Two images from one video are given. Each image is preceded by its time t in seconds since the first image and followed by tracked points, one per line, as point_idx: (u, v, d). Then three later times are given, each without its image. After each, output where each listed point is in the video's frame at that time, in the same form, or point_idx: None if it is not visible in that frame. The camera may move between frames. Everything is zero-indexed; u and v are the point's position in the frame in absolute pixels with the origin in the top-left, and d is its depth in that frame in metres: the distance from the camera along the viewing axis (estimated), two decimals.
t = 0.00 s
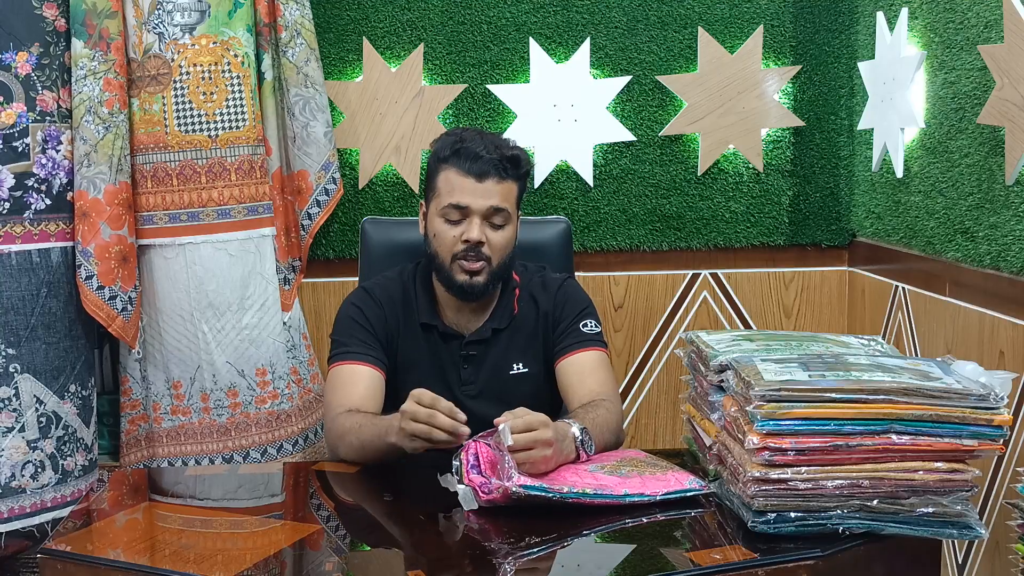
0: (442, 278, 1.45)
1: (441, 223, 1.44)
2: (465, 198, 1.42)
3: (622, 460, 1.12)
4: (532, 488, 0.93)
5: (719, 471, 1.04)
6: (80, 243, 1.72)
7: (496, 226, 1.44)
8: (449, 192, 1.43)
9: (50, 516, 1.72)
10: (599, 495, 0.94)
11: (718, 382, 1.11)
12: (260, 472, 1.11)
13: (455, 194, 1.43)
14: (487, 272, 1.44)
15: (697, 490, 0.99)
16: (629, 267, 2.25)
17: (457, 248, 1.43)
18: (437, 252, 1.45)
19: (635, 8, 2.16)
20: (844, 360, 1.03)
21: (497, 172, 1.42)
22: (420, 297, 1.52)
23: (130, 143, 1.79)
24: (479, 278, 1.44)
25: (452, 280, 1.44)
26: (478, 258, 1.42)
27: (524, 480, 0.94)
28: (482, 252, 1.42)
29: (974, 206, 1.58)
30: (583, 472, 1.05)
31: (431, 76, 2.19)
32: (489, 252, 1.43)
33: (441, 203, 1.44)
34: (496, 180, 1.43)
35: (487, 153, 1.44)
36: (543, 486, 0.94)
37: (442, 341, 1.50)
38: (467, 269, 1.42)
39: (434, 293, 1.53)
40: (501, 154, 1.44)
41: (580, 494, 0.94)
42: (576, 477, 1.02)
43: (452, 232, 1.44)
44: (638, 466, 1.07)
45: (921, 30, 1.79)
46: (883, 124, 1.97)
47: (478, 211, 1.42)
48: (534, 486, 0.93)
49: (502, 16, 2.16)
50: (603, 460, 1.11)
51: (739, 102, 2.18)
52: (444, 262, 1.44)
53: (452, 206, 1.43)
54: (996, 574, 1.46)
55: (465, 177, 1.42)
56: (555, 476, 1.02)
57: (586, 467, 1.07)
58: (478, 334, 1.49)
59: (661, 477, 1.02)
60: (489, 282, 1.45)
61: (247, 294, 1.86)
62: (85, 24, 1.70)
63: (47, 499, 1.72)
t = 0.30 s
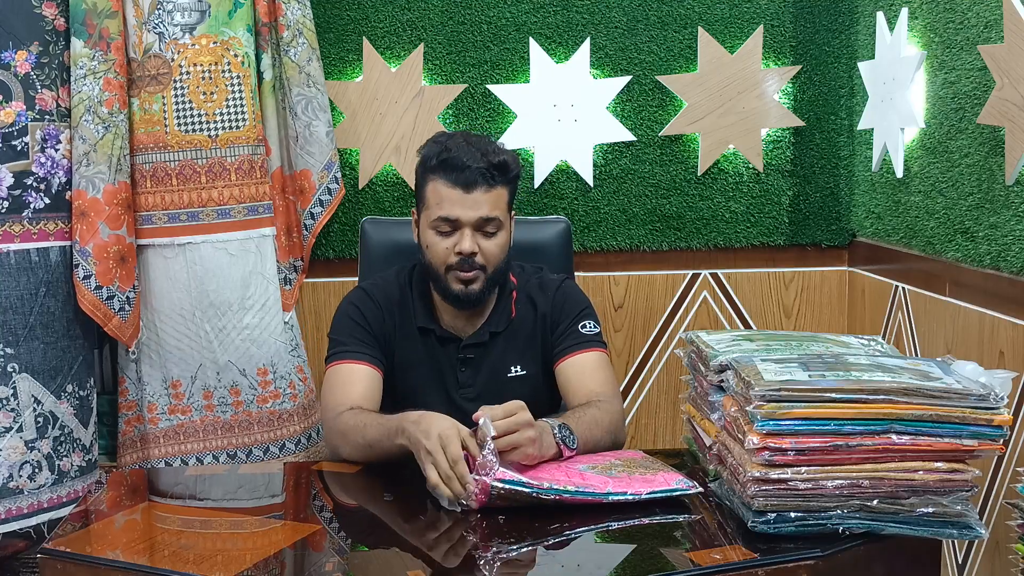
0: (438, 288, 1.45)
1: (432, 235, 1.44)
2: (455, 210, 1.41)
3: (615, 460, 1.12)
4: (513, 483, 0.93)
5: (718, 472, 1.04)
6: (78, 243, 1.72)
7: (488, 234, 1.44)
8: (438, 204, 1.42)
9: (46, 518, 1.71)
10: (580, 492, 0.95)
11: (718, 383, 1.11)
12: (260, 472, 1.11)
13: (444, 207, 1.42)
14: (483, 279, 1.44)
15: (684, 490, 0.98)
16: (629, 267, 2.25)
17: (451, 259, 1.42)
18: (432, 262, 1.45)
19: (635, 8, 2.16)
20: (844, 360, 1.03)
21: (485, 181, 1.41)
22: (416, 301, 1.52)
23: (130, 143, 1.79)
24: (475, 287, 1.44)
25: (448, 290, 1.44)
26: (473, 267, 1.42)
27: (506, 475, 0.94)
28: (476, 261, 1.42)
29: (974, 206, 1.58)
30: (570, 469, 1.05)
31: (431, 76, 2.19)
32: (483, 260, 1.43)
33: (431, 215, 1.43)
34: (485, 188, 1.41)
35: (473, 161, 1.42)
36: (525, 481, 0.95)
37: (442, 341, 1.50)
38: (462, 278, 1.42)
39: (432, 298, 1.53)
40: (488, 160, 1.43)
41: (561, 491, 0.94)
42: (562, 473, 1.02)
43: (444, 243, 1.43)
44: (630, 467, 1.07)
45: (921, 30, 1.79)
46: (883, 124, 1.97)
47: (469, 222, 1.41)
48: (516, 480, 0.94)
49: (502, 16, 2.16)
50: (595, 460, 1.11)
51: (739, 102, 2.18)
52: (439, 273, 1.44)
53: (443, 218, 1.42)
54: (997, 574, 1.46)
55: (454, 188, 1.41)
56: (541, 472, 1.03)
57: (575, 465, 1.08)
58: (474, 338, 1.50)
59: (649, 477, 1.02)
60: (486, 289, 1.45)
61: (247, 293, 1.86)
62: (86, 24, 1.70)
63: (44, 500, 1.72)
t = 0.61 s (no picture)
0: (438, 294, 1.45)
1: (427, 241, 1.43)
2: (447, 215, 1.41)
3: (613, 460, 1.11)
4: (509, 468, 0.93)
5: (718, 472, 1.04)
6: (79, 241, 1.72)
7: (483, 235, 1.43)
8: (430, 211, 1.42)
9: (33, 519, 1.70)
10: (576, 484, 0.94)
11: (718, 383, 1.11)
12: (260, 472, 1.11)
13: (437, 213, 1.41)
14: (482, 283, 1.44)
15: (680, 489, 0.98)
16: (629, 267, 2.25)
17: (448, 265, 1.42)
18: (429, 270, 1.44)
19: (635, 8, 2.16)
20: (844, 360, 1.03)
21: (474, 182, 1.41)
22: (414, 304, 1.52)
23: (130, 143, 1.79)
24: (475, 291, 1.44)
25: (448, 297, 1.44)
26: (471, 271, 1.42)
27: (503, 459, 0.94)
28: (474, 264, 1.42)
29: (973, 206, 1.58)
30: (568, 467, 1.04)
31: (431, 76, 2.19)
32: (480, 264, 1.43)
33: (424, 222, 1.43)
34: (476, 190, 1.41)
35: (460, 164, 1.42)
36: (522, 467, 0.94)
37: (442, 341, 1.50)
38: (461, 284, 1.42)
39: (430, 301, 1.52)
40: (476, 161, 1.43)
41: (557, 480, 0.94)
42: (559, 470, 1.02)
43: (440, 249, 1.43)
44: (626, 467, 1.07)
45: (921, 30, 1.79)
46: (883, 124, 1.97)
47: (463, 226, 1.41)
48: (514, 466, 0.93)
49: (502, 16, 2.16)
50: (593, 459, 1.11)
51: (739, 102, 2.18)
52: (438, 280, 1.44)
53: (436, 224, 1.42)
54: (997, 574, 1.47)
55: (444, 193, 1.41)
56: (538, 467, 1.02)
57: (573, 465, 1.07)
58: (473, 341, 1.49)
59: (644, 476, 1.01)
60: (486, 292, 1.45)
61: (249, 293, 1.85)
62: (85, 23, 1.71)
63: (32, 501, 1.71)
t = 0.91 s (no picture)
0: (433, 292, 1.45)
1: (414, 241, 1.44)
2: (427, 210, 1.42)
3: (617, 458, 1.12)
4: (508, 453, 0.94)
5: (718, 472, 1.04)
6: (75, 242, 1.72)
7: (466, 227, 1.44)
8: (412, 209, 1.43)
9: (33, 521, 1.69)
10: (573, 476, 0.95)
11: (718, 383, 1.11)
12: (260, 472, 1.11)
13: (419, 210, 1.42)
14: (471, 273, 1.43)
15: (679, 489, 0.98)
16: (629, 267, 2.25)
17: (436, 260, 1.42)
18: (421, 268, 1.45)
19: (635, 8, 2.16)
20: (844, 360, 1.03)
21: (449, 174, 1.42)
22: (413, 304, 1.53)
23: (129, 143, 1.79)
24: (466, 281, 1.43)
25: (441, 292, 1.44)
26: (459, 262, 1.42)
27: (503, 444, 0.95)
28: (460, 256, 1.42)
29: (974, 206, 1.58)
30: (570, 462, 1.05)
31: (432, 76, 2.19)
32: (467, 254, 1.43)
33: (408, 222, 1.44)
34: (454, 181, 1.42)
35: (435, 158, 1.42)
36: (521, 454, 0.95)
37: (442, 341, 1.50)
38: (452, 277, 1.42)
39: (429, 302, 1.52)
40: (450, 153, 1.43)
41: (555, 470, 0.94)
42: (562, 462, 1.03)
43: (426, 246, 1.44)
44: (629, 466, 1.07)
45: (921, 30, 1.79)
46: (883, 124, 1.97)
47: (444, 219, 1.42)
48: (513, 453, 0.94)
49: (502, 16, 2.16)
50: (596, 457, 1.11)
51: (739, 102, 2.18)
52: (430, 277, 1.44)
53: (418, 221, 1.43)
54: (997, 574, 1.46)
55: (421, 189, 1.42)
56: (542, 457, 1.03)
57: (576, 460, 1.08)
58: (473, 341, 1.49)
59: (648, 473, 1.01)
60: (477, 284, 1.45)
61: (252, 293, 1.85)
62: (86, 22, 1.71)
63: (32, 502, 1.70)
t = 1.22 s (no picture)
0: (419, 282, 1.46)
1: (393, 234, 1.47)
2: (398, 199, 1.45)
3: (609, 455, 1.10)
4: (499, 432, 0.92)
5: (718, 472, 1.04)
6: (82, 242, 1.72)
7: (439, 210, 1.45)
8: (386, 202, 1.46)
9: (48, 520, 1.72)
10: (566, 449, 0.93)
11: (718, 383, 1.11)
12: (261, 472, 1.11)
13: (392, 202, 1.45)
14: (451, 255, 1.44)
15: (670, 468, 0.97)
16: (629, 267, 2.25)
17: (416, 247, 1.44)
18: (405, 261, 1.47)
19: (635, 8, 2.16)
20: (844, 360, 1.03)
21: (411, 160, 1.45)
22: (407, 301, 1.54)
23: (132, 143, 1.79)
24: (447, 265, 1.44)
25: (427, 280, 1.45)
26: (438, 245, 1.43)
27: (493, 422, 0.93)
28: (438, 238, 1.43)
29: (974, 206, 1.58)
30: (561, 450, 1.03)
31: (431, 76, 2.19)
32: (444, 236, 1.44)
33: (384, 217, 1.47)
34: (420, 167, 1.45)
35: (397, 149, 1.47)
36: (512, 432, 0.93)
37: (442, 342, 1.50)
38: (434, 262, 1.43)
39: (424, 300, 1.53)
40: (414, 142, 1.48)
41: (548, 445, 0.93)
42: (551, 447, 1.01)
43: (404, 236, 1.46)
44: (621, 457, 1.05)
45: (921, 30, 1.79)
46: (883, 124, 1.97)
47: (415, 205, 1.44)
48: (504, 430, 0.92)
49: (502, 16, 2.16)
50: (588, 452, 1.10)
51: (739, 102, 2.18)
52: (414, 266, 1.45)
53: (393, 213, 1.46)
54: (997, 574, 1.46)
55: (389, 180, 1.45)
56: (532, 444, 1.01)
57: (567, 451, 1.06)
58: (465, 337, 1.49)
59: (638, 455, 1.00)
60: (461, 265, 1.46)
61: (252, 292, 1.85)
62: (90, 22, 1.71)
63: (44, 502, 1.72)
